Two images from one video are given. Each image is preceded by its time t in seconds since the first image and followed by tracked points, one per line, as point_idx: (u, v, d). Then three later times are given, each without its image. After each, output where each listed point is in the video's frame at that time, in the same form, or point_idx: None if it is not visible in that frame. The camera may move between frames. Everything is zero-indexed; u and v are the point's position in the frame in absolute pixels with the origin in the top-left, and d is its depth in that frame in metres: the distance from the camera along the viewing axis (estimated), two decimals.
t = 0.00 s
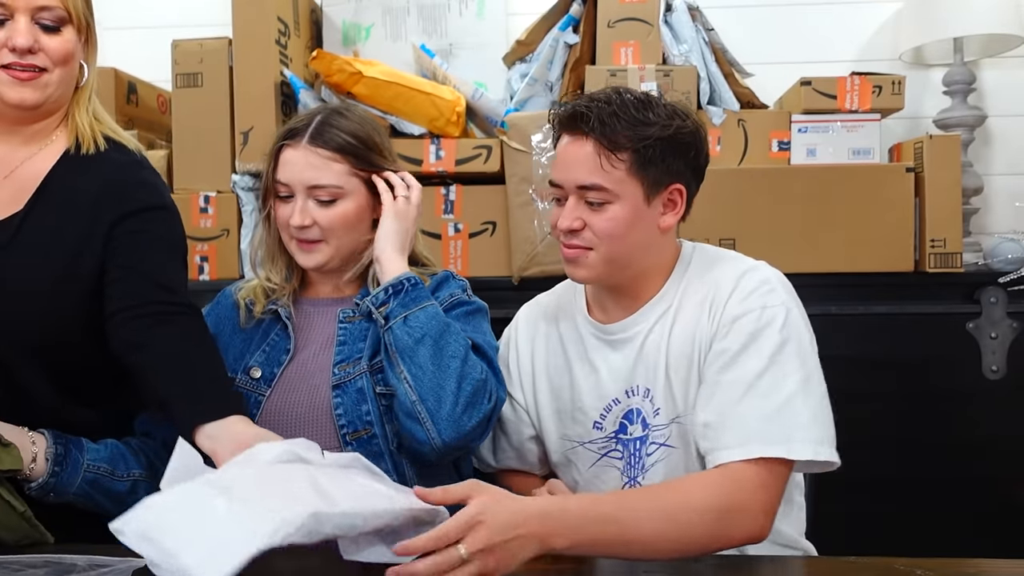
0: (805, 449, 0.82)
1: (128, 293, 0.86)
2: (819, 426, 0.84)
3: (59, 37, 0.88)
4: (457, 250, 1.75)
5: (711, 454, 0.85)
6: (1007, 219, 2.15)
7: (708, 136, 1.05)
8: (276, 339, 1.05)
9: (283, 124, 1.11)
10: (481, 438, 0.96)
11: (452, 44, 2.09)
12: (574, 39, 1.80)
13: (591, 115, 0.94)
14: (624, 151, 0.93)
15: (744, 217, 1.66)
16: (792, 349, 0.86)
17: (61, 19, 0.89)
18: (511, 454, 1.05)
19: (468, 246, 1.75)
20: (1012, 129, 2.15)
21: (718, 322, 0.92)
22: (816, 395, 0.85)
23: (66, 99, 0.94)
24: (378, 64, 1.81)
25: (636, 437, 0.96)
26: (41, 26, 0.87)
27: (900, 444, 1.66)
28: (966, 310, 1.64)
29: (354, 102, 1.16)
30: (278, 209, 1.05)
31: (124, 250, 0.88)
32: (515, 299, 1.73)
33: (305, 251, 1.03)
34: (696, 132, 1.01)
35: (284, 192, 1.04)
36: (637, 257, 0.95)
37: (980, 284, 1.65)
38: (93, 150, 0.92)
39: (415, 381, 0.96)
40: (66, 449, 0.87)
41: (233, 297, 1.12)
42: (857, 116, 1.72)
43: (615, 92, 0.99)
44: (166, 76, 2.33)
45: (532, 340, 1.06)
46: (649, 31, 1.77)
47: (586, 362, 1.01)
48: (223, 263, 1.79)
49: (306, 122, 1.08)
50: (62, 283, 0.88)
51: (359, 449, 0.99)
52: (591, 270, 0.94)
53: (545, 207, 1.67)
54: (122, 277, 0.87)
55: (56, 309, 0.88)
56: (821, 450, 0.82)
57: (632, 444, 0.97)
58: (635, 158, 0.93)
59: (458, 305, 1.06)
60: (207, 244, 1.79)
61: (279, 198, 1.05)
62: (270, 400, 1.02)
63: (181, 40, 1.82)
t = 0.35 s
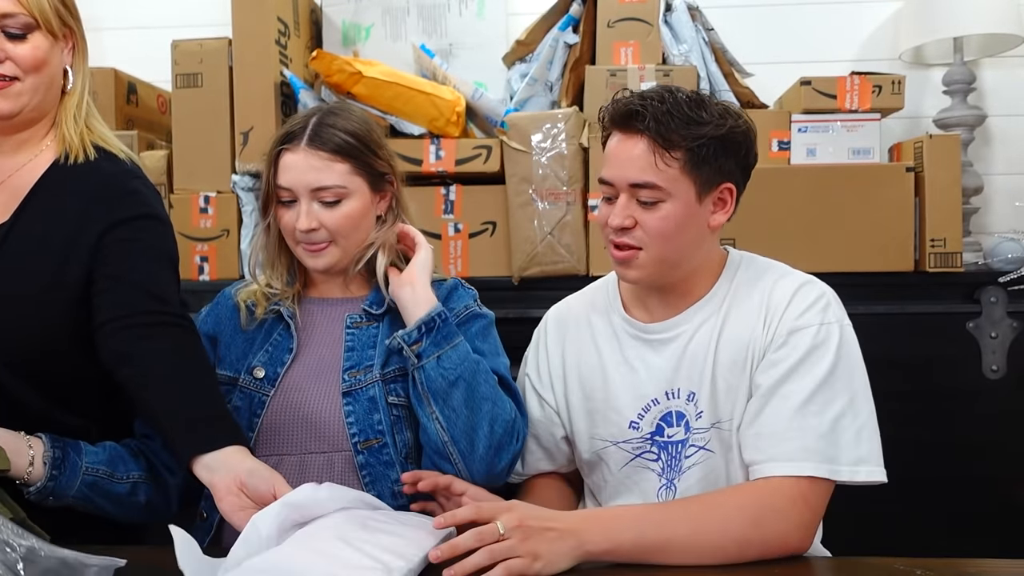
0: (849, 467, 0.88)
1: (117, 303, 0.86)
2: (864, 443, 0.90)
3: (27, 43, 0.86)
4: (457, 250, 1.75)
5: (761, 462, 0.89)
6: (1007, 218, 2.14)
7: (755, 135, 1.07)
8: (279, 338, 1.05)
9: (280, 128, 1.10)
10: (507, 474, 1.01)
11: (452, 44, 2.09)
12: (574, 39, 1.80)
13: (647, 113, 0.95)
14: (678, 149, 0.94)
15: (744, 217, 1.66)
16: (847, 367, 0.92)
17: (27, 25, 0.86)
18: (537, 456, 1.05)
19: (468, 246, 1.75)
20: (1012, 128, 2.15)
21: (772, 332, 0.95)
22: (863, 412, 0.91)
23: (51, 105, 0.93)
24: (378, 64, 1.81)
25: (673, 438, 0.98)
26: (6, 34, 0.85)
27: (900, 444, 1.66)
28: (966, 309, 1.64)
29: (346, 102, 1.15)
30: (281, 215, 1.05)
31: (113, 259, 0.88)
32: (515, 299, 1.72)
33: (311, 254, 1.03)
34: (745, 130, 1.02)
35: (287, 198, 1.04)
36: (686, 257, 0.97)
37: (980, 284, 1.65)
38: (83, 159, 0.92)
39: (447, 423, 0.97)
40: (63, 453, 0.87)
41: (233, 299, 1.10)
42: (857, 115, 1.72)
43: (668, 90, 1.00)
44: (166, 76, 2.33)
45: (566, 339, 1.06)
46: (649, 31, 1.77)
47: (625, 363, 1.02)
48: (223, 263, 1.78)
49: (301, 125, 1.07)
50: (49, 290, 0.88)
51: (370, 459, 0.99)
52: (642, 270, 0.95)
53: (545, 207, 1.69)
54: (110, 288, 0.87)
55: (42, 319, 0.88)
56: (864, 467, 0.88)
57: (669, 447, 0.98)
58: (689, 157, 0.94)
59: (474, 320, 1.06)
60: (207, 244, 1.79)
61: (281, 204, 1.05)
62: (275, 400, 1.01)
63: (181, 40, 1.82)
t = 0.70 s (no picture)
0: (839, 470, 0.87)
1: (79, 283, 0.88)
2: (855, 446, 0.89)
3: None
4: (457, 250, 1.75)
5: (749, 459, 0.89)
6: (1007, 217, 2.14)
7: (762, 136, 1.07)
8: (274, 339, 1.05)
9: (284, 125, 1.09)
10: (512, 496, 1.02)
11: (452, 44, 2.09)
12: (574, 39, 1.80)
13: (662, 113, 0.95)
14: (690, 150, 0.94)
15: (744, 216, 1.66)
16: (843, 369, 0.92)
17: None
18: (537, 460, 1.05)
19: (468, 246, 1.75)
20: (1012, 127, 2.15)
21: (770, 331, 0.95)
22: (855, 415, 0.90)
23: None
24: (378, 65, 1.81)
25: (672, 437, 0.98)
26: None
27: (899, 444, 1.66)
28: (966, 309, 1.64)
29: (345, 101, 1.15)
30: (288, 213, 1.04)
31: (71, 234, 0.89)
32: (515, 299, 1.72)
33: (318, 251, 1.03)
34: (756, 132, 1.02)
35: (295, 195, 1.04)
36: (695, 257, 0.97)
37: (980, 283, 1.65)
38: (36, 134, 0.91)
39: (463, 479, 0.93)
40: (66, 463, 0.87)
41: (227, 303, 1.10)
42: (857, 115, 1.72)
43: (680, 90, 0.99)
44: (166, 76, 2.33)
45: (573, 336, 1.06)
46: (649, 31, 1.77)
47: (626, 361, 1.02)
48: (223, 263, 1.78)
49: (304, 122, 1.07)
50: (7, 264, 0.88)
51: (365, 462, 0.98)
52: (651, 269, 0.95)
53: (545, 207, 1.69)
54: (70, 264, 0.88)
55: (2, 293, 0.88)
56: (851, 470, 0.87)
57: (667, 446, 0.98)
58: (701, 159, 0.94)
59: (474, 327, 1.03)
60: (207, 244, 1.79)
61: (287, 203, 1.05)
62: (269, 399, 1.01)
63: (181, 41, 1.82)
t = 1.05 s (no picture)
0: (855, 451, 0.88)
1: None
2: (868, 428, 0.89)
3: None
4: (457, 250, 1.75)
5: (760, 452, 0.90)
6: (1007, 217, 2.15)
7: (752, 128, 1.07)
8: (269, 341, 1.05)
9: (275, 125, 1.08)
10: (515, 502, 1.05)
11: (452, 44, 2.09)
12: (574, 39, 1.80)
13: (658, 113, 0.94)
14: (688, 149, 0.93)
15: (743, 216, 1.66)
16: (846, 354, 0.92)
17: None
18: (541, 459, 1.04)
19: (468, 247, 1.75)
20: (1012, 127, 2.15)
21: (769, 322, 0.95)
22: (864, 398, 0.91)
23: None
24: (378, 65, 1.81)
25: (675, 432, 0.99)
26: None
27: (900, 444, 1.66)
28: (966, 309, 1.64)
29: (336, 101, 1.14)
30: (283, 213, 1.03)
31: None
32: (515, 299, 1.72)
33: (314, 248, 1.03)
34: (746, 127, 1.02)
35: (290, 195, 1.03)
36: (696, 254, 0.97)
37: (980, 283, 1.65)
38: None
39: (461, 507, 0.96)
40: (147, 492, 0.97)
41: (222, 307, 1.11)
42: (857, 115, 1.72)
43: (672, 90, 0.98)
44: (166, 76, 2.33)
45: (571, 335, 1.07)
46: (649, 31, 1.77)
47: (626, 358, 1.02)
48: (223, 263, 1.78)
49: (296, 122, 1.06)
50: None
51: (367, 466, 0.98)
52: (653, 270, 0.96)
53: (545, 207, 1.69)
54: None
55: None
56: (870, 451, 0.88)
57: (671, 440, 0.99)
58: (699, 157, 0.94)
59: (473, 339, 1.04)
60: (207, 245, 1.79)
61: (281, 202, 1.04)
62: (265, 400, 1.01)
63: (181, 41, 1.82)
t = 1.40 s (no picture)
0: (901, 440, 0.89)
1: None
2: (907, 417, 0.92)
3: None
4: (457, 250, 1.75)
5: (815, 456, 0.91)
6: (1007, 217, 2.15)
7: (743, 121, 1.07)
8: (273, 344, 1.05)
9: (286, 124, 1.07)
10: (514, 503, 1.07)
11: (452, 44, 2.09)
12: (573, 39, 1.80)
13: (656, 113, 0.93)
14: (688, 146, 0.93)
15: (743, 216, 1.66)
16: (873, 353, 0.94)
17: None
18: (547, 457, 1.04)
19: (468, 247, 1.75)
20: (1012, 127, 2.15)
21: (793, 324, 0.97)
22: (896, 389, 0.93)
23: None
24: (378, 65, 1.81)
25: (682, 431, 0.98)
26: None
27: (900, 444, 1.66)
28: (965, 309, 1.64)
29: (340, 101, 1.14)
30: (296, 213, 1.03)
31: None
32: (515, 299, 1.72)
33: (329, 250, 1.03)
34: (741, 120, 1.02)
35: (305, 195, 1.03)
36: (703, 250, 0.96)
37: (980, 283, 1.64)
38: None
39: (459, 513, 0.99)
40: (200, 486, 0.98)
41: (225, 307, 1.10)
42: (857, 115, 1.72)
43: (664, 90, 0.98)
44: (166, 77, 2.33)
45: (576, 334, 1.06)
46: (649, 31, 1.77)
47: (636, 356, 1.01)
48: (223, 263, 1.78)
49: (309, 122, 1.06)
50: None
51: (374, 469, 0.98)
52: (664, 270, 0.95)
53: (545, 207, 1.69)
54: None
55: None
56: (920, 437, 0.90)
57: (679, 439, 0.98)
58: (699, 152, 0.94)
59: (477, 345, 1.05)
60: (207, 245, 1.79)
61: (293, 203, 1.04)
62: (270, 403, 1.01)
63: (181, 41, 1.81)
